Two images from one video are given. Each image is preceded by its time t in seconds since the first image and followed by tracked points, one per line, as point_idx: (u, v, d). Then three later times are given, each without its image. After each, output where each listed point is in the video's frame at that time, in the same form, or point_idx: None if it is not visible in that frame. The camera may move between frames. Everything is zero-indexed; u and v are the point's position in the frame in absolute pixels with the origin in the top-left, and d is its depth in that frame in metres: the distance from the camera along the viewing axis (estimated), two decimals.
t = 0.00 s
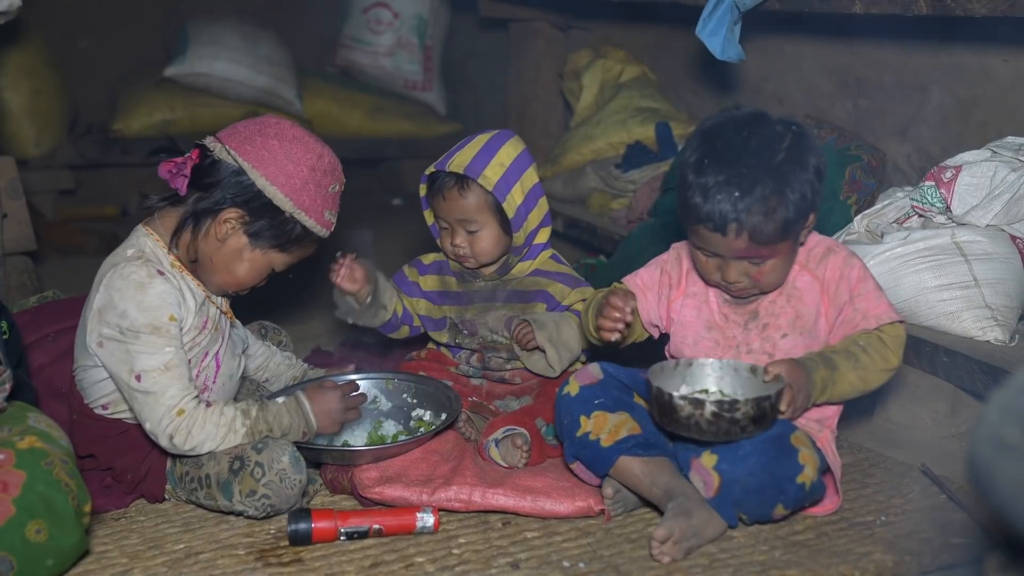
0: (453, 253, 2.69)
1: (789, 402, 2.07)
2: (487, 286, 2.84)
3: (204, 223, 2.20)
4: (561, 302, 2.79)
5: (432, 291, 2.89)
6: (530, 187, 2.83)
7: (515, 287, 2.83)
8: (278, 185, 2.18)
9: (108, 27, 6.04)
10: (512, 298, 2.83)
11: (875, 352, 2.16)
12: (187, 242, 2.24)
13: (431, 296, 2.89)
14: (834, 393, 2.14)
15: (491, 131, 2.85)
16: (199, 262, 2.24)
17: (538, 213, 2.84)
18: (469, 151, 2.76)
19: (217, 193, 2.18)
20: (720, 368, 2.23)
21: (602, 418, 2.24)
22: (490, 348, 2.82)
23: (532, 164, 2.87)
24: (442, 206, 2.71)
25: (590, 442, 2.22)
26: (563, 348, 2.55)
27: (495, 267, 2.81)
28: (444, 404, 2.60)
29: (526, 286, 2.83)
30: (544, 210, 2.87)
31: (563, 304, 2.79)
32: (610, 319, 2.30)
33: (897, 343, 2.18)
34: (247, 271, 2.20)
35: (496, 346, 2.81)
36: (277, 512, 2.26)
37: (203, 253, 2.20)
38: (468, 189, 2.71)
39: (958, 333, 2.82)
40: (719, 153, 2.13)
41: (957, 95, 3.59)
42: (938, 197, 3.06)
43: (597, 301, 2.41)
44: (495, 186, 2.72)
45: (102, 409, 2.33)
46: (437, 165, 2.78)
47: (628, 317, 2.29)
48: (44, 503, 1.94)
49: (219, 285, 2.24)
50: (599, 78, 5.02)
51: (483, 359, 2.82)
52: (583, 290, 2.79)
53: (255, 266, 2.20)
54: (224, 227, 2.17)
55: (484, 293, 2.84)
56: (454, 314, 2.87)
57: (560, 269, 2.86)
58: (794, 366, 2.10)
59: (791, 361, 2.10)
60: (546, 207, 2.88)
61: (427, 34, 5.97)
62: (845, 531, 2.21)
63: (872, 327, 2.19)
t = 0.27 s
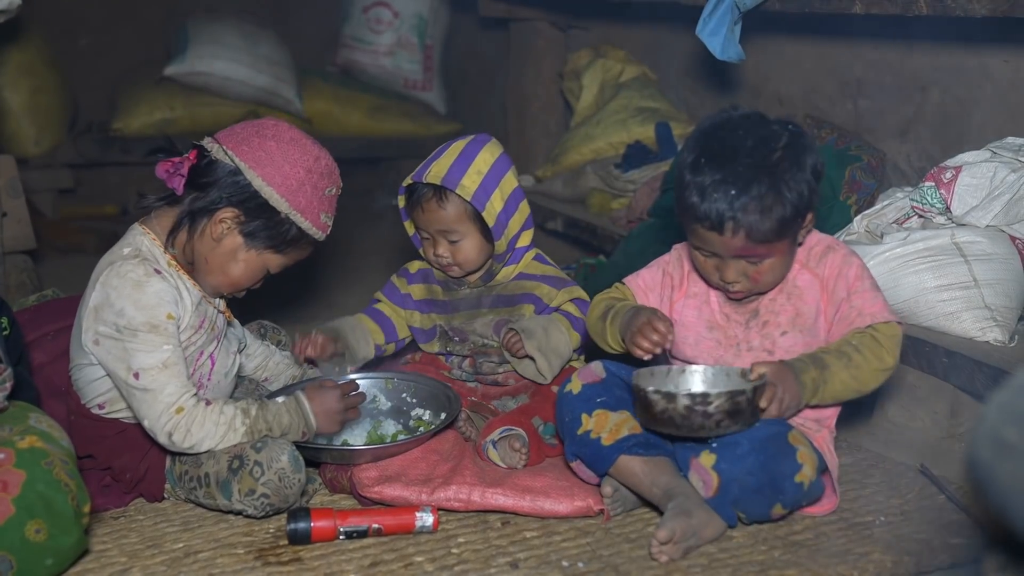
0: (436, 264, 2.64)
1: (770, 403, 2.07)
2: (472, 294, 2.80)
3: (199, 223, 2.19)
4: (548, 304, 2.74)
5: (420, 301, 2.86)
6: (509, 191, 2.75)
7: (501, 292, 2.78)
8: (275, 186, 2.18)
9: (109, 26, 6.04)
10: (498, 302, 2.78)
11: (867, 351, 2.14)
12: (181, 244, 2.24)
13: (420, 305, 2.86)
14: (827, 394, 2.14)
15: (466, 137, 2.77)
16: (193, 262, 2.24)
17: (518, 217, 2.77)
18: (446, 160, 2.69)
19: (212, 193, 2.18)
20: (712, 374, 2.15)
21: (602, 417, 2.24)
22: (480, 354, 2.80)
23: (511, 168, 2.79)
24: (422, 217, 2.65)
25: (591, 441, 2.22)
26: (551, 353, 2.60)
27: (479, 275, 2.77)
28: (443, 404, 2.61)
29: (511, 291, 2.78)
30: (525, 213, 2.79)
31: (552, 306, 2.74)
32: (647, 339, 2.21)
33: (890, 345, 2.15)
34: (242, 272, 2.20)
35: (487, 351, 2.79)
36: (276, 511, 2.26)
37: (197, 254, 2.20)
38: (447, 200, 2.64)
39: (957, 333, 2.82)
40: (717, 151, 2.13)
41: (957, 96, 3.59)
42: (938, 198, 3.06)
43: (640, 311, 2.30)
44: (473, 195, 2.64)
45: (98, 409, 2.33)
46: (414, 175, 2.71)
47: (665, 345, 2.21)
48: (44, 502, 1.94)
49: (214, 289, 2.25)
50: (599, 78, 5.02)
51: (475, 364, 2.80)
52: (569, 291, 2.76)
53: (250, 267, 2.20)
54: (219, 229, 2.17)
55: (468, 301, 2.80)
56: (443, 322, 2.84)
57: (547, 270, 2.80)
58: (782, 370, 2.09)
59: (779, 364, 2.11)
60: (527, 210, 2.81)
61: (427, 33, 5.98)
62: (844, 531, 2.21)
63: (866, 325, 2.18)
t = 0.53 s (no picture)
0: (426, 270, 2.59)
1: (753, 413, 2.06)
2: (463, 301, 2.76)
3: (195, 223, 2.19)
4: (540, 305, 2.73)
5: (415, 311, 2.79)
6: (495, 192, 2.71)
7: (492, 298, 2.75)
8: (267, 180, 2.18)
9: (108, 25, 6.03)
10: (490, 308, 2.75)
11: (859, 358, 2.13)
12: (178, 245, 2.24)
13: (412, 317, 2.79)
14: (822, 396, 2.12)
15: (447, 142, 2.71)
16: (191, 262, 2.24)
17: (504, 217, 2.73)
18: (429, 164, 2.64)
19: (206, 193, 2.18)
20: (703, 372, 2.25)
21: (596, 422, 2.25)
22: (477, 357, 2.79)
23: (495, 170, 2.74)
24: (408, 223, 2.59)
25: (586, 445, 2.24)
26: (542, 352, 2.61)
27: (470, 280, 2.73)
28: (441, 403, 2.62)
29: (503, 296, 2.75)
30: (511, 214, 2.76)
31: (542, 307, 2.73)
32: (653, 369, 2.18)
33: (882, 351, 2.14)
34: (241, 269, 2.20)
35: (483, 355, 2.78)
36: (275, 511, 2.26)
37: (196, 254, 2.21)
38: (433, 203, 2.58)
39: (956, 333, 2.82)
40: (712, 145, 2.14)
41: (957, 96, 3.59)
42: (937, 198, 3.06)
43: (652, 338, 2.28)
44: (459, 197, 2.59)
45: (96, 407, 2.33)
46: (398, 182, 2.64)
47: (662, 384, 2.18)
48: (44, 502, 1.94)
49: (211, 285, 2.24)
50: (598, 77, 5.02)
51: (472, 369, 2.79)
52: (560, 290, 2.74)
53: (249, 263, 2.20)
54: (213, 228, 2.17)
55: (459, 308, 2.76)
56: (438, 328, 2.81)
57: (537, 271, 2.77)
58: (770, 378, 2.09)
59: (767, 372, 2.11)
60: (513, 211, 2.77)
61: (427, 33, 5.98)
62: (843, 531, 2.21)
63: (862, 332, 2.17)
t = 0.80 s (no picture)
0: (419, 278, 2.56)
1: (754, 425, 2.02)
2: (458, 306, 2.75)
3: (196, 218, 2.20)
4: (536, 308, 2.75)
5: (410, 317, 2.78)
6: (487, 197, 2.69)
7: (487, 301, 2.75)
8: (264, 171, 2.18)
9: (108, 24, 6.02)
10: (484, 312, 2.75)
11: (849, 385, 2.14)
12: (182, 243, 2.25)
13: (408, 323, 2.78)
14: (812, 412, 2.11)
15: (435, 148, 2.68)
16: (196, 257, 2.24)
17: (495, 221, 2.71)
18: (419, 172, 2.61)
19: (204, 187, 2.19)
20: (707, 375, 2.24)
21: (597, 422, 2.24)
22: (474, 361, 2.79)
23: (485, 174, 2.72)
24: (400, 233, 2.56)
25: (585, 446, 2.23)
26: (543, 354, 2.61)
27: (464, 286, 2.72)
28: (441, 404, 2.61)
29: (498, 300, 2.75)
30: (503, 217, 2.74)
31: (540, 309, 2.74)
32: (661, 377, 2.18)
33: (865, 381, 2.16)
34: (243, 263, 2.20)
35: (481, 358, 2.78)
36: (274, 511, 2.26)
37: (200, 249, 2.21)
38: (425, 212, 2.56)
39: (956, 333, 2.82)
40: (709, 149, 2.14)
41: (956, 96, 3.60)
42: (936, 198, 3.06)
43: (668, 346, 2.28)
44: (451, 206, 2.57)
45: (98, 404, 2.33)
46: (388, 192, 2.62)
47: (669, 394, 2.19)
48: (45, 503, 1.95)
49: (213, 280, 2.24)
50: (598, 77, 5.02)
51: (469, 371, 2.80)
52: (556, 292, 2.75)
53: (250, 257, 2.20)
54: (214, 222, 2.17)
55: (454, 313, 2.76)
56: (433, 334, 2.81)
57: (531, 275, 2.78)
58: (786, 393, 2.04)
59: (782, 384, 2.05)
60: (506, 215, 2.75)
61: (427, 33, 5.97)
62: (842, 531, 2.21)
63: (850, 353, 2.18)
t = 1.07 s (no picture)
0: (421, 278, 2.57)
1: (693, 442, 2.02)
2: (459, 307, 2.76)
3: (193, 211, 2.20)
4: (538, 311, 2.74)
5: (410, 317, 2.79)
6: (491, 199, 2.70)
7: (487, 304, 2.76)
8: (258, 162, 2.18)
9: (107, 25, 6.02)
10: (484, 314, 2.76)
11: (816, 385, 2.11)
12: (183, 239, 2.25)
13: (411, 323, 2.79)
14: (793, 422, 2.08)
15: (441, 148, 2.69)
16: (196, 254, 2.24)
17: (499, 224, 2.72)
18: (424, 172, 2.61)
19: (199, 180, 2.20)
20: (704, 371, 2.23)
21: (595, 422, 2.25)
22: (474, 361, 2.79)
23: (490, 176, 2.73)
24: (403, 231, 2.57)
25: (584, 446, 2.24)
26: (547, 359, 2.62)
27: (466, 287, 2.72)
28: (441, 405, 2.61)
29: (498, 302, 2.75)
30: (507, 220, 2.75)
31: (541, 313, 2.74)
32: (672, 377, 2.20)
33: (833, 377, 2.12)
34: (242, 255, 2.19)
35: (481, 359, 2.78)
36: (274, 511, 2.25)
37: (197, 242, 2.21)
38: (429, 213, 2.57)
39: (955, 333, 2.82)
40: (709, 141, 2.15)
41: (956, 96, 3.59)
42: (936, 198, 3.06)
43: (673, 346, 2.28)
44: (455, 207, 2.58)
45: (99, 404, 2.34)
46: (392, 191, 2.62)
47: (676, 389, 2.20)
48: (53, 496, 1.96)
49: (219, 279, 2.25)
50: (597, 78, 5.02)
51: (469, 371, 2.79)
52: (558, 296, 2.75)
53: (250, 248, 2.19)
54: (211, 214, 2.17)
55: (454, 314, 2.77)
56: (433, 334, 2.81)
57: (532, 279, 2.77)
58: (737, 407, 2.01)
59: (734, 398, 2.01)
60: (510, 218, 2.76)
61: (426, 33, 5.97)
62: (842, 531, 2.21)
63: (819, 344, 2.15)
